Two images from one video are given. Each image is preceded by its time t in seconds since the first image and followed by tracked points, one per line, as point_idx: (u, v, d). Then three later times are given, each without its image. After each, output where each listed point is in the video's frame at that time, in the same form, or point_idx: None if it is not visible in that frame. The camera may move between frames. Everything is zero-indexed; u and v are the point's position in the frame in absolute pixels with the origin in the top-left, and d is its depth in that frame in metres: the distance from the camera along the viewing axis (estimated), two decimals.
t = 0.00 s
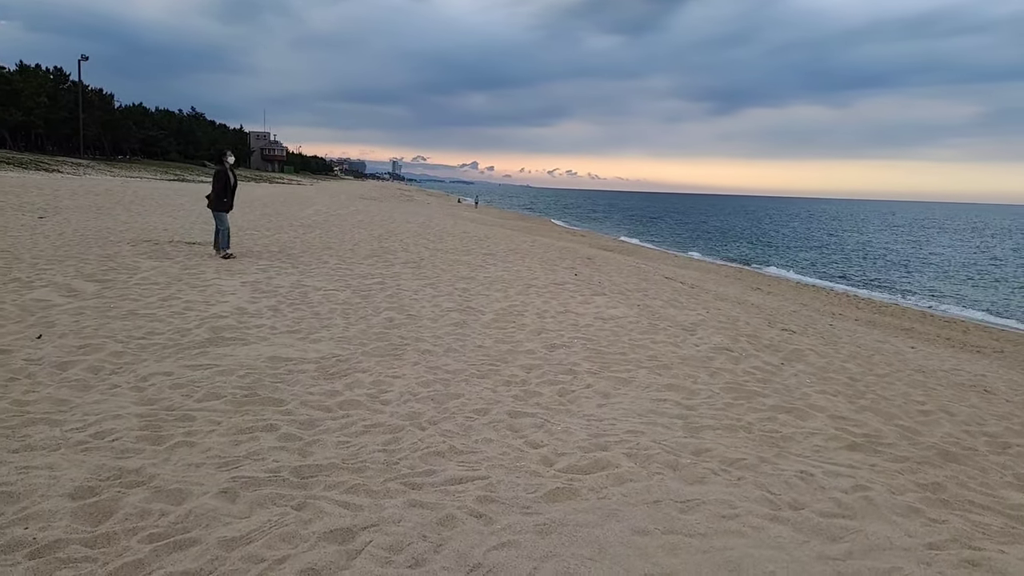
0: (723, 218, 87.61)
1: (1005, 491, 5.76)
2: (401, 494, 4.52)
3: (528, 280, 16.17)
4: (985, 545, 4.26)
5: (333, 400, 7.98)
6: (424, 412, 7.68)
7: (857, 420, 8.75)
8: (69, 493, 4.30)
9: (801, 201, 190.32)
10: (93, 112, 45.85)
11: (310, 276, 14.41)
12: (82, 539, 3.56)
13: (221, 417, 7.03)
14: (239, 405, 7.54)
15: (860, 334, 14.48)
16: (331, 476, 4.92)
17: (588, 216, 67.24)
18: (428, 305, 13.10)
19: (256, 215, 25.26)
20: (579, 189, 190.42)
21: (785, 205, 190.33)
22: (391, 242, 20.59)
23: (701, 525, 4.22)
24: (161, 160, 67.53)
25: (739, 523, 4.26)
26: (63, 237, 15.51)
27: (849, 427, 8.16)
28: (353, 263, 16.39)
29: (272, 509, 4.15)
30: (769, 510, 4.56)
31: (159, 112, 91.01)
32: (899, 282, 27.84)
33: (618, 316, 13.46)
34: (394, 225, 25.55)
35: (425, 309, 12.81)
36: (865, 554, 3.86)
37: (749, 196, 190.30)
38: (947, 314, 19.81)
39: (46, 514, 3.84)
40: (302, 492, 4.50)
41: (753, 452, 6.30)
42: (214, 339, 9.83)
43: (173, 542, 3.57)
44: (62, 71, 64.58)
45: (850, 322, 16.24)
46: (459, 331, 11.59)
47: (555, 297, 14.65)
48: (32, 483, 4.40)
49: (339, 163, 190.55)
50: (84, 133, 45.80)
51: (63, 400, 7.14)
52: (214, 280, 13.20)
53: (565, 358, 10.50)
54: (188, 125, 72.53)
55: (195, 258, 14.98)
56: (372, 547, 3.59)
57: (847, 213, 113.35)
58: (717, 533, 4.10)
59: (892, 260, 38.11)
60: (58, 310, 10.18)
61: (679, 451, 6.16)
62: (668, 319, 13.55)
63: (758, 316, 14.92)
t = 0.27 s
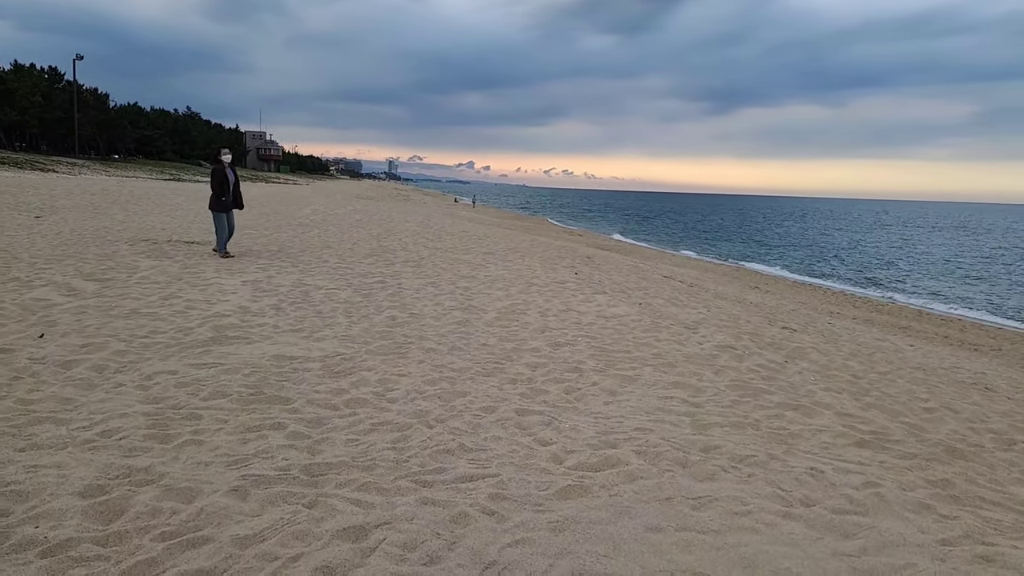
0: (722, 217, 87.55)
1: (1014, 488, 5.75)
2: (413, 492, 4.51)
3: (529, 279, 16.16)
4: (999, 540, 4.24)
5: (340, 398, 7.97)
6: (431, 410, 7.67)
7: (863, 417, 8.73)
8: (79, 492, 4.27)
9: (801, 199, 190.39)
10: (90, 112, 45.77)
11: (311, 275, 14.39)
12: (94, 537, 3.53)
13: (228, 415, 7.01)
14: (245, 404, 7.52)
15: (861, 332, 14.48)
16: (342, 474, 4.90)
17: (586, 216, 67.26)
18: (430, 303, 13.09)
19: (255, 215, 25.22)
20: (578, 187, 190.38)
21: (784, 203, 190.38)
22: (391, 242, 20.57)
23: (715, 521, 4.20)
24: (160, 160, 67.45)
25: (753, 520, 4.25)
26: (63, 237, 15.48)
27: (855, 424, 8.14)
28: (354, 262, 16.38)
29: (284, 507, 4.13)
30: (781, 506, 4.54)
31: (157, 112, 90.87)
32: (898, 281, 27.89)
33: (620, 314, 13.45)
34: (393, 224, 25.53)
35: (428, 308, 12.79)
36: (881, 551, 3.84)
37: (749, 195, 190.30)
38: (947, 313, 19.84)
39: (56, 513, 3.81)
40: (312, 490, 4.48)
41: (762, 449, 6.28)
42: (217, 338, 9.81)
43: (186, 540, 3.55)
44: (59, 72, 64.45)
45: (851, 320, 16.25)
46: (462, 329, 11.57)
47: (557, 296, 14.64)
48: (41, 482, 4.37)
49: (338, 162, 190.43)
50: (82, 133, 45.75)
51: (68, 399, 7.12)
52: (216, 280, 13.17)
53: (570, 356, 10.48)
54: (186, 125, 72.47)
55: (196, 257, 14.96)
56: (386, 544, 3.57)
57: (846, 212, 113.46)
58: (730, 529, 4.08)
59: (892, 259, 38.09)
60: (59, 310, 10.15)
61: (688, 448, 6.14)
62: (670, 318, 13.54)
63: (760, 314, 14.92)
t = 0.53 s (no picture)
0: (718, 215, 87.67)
1: (1015, 479, 5.77)
2: (419, 486, 4.49)
3: (526, 277, 16.15)
4: (1005, 530, 4.25)
5: (341, 393, 7.94)
6: (432, 406, 7.64)
7: (863, 410, 8.76)
8: (82, 488, 4.23)
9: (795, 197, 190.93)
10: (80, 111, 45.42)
11: (307, 273, 14.33)
12: (99, 530, 3.48)
13: (229, 411, 6.97)
14: (246, 400, 7.48)
15: (857, 330, 14.54)
16: (346, 468, 4.88)
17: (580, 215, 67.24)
18: (428, 301, 13.06)
19: (250, 214, 25.12)
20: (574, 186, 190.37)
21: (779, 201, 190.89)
22: (387, 240, 20.53)
23: (722, 513, 4.19)
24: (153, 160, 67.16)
25: (759, 511, 4.24)
26: (57, 236, 15.38)
27: (856, 418, 8.16)
28: (350, 260, 16.33)
29: (290, 501, 4.10)
30: (787, 498, 4.54)
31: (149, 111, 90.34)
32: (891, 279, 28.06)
33: (618, 311, 13.45)
34: (389, 223, 25.46)
35: (426, 305, 12.76)
36: (889, 540, 3.84)
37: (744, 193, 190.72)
38: (940, 311, 19.97)
39: (59, 508, 3.75)
40: (318, 484, 4.45)
41: (765, 442, 6.29)
42: (215, 335, 9.75)
43: (192, 534, 3.51)
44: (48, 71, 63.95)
45: (846, 317, 16.32)
46: (461, 325, 11.55)
47: (555, 293, 14.63)
48: (42, 477, 4.32)
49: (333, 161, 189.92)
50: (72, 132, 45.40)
51: (66, 396, 7.07)
52: (212, 277, 13.11)
53: (570, 352, 10.47)
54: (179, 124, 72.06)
55: (191, 256, 14.87)
56: (394, 537, 3.55)
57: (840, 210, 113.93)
58: (738, 521, 4.07)
59: (886, 257, 38.24)
60: (54, 307, 10.06)
61: (692, 442, 6.14)
62: (668, 314, 13.55)
63: (756, 312, 14.95)
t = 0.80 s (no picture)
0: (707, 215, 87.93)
1: (1009, 466, 5.83)
2: (420, 474, 4.48)
3: (520, 273, 16.16)
4: (1002, 514, 4.29)
5: (338, 385, 7.91)
6: (430, 397, 7.63)
7: (857, 401, 8.83)
8: (79, 477, 4.18)
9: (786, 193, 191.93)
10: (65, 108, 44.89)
11: (299, 269, 14.25)
12: (99, 518, 3.44)
13: (225, 403, 6.92)
14: (242, 392, 7.43)
15: (847, 326, 14.67)
16: (346, 457, 4.86)
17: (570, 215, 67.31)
18: (422, 296, 13.03)
19: (241, 212, 24.94)
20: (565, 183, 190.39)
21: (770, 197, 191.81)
22: (380, 238, 20.46)
23: (723, 499, 4.20)
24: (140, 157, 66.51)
25: (760, 497, 4.26)
26: (45, 233, 15.20)
27: (850, 408, 8.23)
28: (342, 257, 16.27)
29: (290, 490, 4.07)
30: (787, 485, 4.56)
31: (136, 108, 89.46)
32: (879, 277, 28.33)
33: (612, 306, 13.47)
34: (380, 222, 25.36)
35: (420, 300, 12.73)
36: (890, 524, 3.86)
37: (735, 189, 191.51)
38: (928, 308, 20.21)
39: (58, 497, 3.71)
40: (318, 473, 4.43)
41: (763, 430, 6.32)
42: (208, 329, 9.68)
43: (193, 522, 3.48)
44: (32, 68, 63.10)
45: (835, 314, 16.46)
46: (456, 320, 11.53)
47: (548, 288, 14.63)
48: (38, 468, 4.27)
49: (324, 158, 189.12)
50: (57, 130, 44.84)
51: (59, 388, 6.99)
52: (204, 274, 13.01)
53: (565, 345, 10.48)
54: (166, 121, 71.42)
55: (181, 253, 14.74)
56: (397, 524, 3.53)
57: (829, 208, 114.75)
58: (740, 506, 4.08)
59: (875, 256, 38.54)
60: (44, 303, 9.94)
61: (690, 431, 6.15)
62: (661, 309, 13.59)
63: (748, 308, 15.02)
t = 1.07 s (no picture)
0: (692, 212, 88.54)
1: (995, 447, 5.94)
2: (418, 456, 4.47)
3: (508, 268, 16.19)
4: (992, 490, 4.36)
5: (330, 373, 7.87)
6: (422, 384, 7.61)
7: (845, 386, 8.96)
8: (71, 462, 4.12)
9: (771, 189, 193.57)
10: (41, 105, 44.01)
11: (285, 264, 14.14)
12: (94, 501, 3.39)
13: (217, 390, 6.85)
14: (234, 380, 7.37)
15: (829, 320, 14.89)
16: (342, 441, 4.83)
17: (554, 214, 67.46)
18: (410, 288, 13.00)
19: (225, 209, 24.69)
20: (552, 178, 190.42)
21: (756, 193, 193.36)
22: (367, 235, 20.38)
23: (720, 478, 4.23)
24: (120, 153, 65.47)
25: (756, 476, 4.30)
26: (23, 229, 14.91)
27: (838, 394, 8.34)
28: (328, 252, 16.17)
29: (287, 472, 4.05)
30: (781, 465, 4.60)
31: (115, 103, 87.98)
32: (860, 273, 28.77)
33: (600, 298, 13.54)
34: (365, 220, 25.25)
35: (410, 292, 12.70)
36: (885, 500, 3.92)
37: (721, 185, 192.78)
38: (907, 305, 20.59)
39: (51, 481, 3.66)
40: (315, 456, 4.41)
41: (755, 414, 6.39)
42: (195, 321, 9.57)
43: (191, 503, 3.44)
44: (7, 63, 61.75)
45: (818, 310, 16.69)
46: (445, 311, 11.52)
47: (536, 282, 14.67)
48: (29, 453, 4.20)
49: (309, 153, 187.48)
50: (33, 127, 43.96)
51: (46, 377, 6.88)
52: (191, 267, 12.87)
53: (555, 335, 10.52)
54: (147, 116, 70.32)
55: (164, 248, 14.55)
56: (397, 503, 3.52)
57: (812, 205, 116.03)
58: (736, 485, 4.12)
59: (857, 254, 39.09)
60: (26, 296, 9.76)
61: (683, 415, 6.20)
62: (649, 302, 13.69)
63: (733, 302, 15.18)
